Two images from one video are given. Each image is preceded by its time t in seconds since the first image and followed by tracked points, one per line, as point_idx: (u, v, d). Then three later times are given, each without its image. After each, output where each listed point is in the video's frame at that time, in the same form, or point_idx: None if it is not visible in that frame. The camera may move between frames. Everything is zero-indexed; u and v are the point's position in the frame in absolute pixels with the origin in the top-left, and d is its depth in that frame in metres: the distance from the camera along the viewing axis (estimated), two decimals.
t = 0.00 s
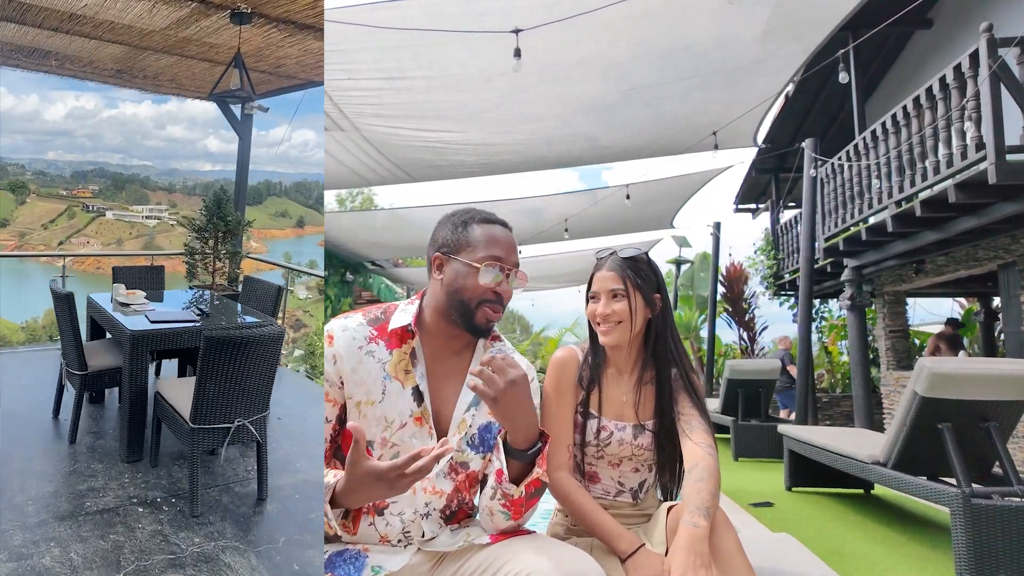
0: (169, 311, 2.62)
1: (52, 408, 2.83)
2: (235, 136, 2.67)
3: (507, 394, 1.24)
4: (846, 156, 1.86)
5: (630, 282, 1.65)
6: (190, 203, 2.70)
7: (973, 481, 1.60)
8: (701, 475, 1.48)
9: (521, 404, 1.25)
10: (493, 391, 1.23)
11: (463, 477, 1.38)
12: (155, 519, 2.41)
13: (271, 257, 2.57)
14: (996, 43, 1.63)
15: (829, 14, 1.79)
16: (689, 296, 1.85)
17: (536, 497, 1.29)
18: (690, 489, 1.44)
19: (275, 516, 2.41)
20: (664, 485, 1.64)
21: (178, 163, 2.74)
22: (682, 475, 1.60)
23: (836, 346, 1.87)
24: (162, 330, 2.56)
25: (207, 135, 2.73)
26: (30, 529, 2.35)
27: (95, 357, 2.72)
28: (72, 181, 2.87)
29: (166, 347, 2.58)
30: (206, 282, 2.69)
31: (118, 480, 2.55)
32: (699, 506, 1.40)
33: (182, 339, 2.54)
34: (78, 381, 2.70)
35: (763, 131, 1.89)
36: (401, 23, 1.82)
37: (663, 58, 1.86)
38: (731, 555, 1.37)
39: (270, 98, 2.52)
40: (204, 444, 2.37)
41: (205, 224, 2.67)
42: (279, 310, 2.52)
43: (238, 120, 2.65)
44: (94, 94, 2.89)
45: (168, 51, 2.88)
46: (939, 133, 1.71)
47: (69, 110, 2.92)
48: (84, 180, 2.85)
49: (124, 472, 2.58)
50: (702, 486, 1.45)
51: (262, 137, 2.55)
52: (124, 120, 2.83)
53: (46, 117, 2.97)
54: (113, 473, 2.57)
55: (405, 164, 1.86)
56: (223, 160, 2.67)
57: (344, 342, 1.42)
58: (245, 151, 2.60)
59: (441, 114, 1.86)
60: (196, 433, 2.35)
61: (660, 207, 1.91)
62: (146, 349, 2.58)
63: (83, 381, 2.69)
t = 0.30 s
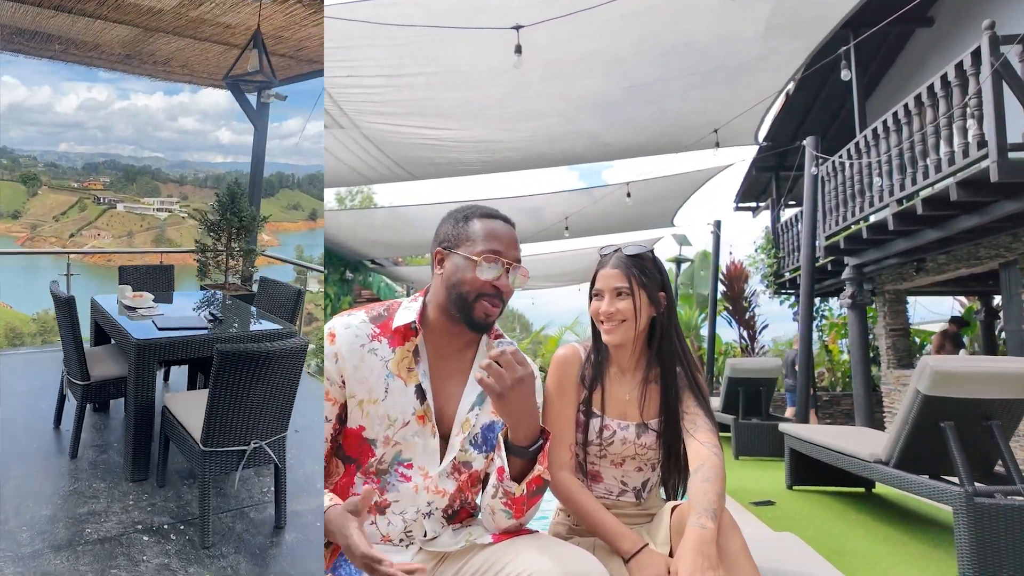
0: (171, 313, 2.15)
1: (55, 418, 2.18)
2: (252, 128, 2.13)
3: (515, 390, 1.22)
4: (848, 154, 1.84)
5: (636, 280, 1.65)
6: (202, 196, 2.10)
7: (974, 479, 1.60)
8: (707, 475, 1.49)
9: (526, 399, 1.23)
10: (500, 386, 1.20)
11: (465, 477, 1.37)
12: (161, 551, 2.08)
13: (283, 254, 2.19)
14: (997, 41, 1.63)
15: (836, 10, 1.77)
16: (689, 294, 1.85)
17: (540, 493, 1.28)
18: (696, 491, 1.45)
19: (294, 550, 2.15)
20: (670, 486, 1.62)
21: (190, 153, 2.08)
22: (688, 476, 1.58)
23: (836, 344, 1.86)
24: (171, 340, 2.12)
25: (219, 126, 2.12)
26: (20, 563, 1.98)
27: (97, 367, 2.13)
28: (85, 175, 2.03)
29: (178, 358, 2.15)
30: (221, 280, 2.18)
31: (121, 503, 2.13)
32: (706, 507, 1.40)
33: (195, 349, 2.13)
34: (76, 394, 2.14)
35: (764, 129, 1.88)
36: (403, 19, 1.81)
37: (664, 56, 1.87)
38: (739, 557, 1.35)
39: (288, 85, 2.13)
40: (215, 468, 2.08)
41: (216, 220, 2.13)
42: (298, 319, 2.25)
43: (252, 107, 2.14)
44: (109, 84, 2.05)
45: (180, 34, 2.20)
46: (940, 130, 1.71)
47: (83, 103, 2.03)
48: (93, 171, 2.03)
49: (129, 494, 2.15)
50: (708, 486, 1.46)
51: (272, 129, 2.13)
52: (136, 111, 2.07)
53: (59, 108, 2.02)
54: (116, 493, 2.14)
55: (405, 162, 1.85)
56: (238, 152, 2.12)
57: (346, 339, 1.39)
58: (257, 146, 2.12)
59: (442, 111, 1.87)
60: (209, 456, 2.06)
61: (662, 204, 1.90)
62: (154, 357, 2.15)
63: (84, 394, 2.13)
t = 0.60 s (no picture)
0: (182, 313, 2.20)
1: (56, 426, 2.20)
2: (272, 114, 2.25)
3: (524, 386, 1.22)
4: (851, 151, 1.82)
5: (641, 274, 1.64)
6: (219, 184, 2.22)
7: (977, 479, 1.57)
8: (712, 475, 1.46)
9: (537, 395, 1.24)
10: (514, 383, 1.21)
11: (471, 476, 1.34)
12: None
13: (300, 241, 2.31)
14: (1000, 38, 1.60)
15: (836, 8, 1.77)
16: (689, 294, 1.85)
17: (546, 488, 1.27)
18: (702, 489, 1.42)
19: None
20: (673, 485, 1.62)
21: (205, 143, 2.20)
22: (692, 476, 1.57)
23: (836, 344, 1.86)
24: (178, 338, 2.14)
25: (236, 114, 2.24)
26: None
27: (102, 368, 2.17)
28: (100, 166, 2.11)
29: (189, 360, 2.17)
30: (240, 272, 2.28)
31: (126, 520, 2.14)
32: (712, 508, 1.36)
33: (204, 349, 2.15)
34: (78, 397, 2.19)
35: (765, 127, 1.89)
36: (402, 17, 1.79)
37: (665, 56, 1.86)
38: (744, 554, 1.33)
39: (308, 60, 2.29)
40: (230, 487, 2.04)
41: (232, 207, 2.24)
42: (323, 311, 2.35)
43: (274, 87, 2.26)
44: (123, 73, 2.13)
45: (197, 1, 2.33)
46: (942, 129, 1.67)
47: (99, 92, 2.11)
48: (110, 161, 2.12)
49: (135, 510, 2.17)
50: (714, 485, 1.43)
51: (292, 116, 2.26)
52: (152, 101, 2.16)
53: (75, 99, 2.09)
54: (120, 512, 2.15)
55: (404, 161, 1.85)
56: (255, 141, 2.24)
57: (354, 336, 1.37)
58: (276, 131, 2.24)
59: (442, 108, 1.87)
60: (224, 473, 2.02)
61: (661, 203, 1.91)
62: (162, 363, 2.19)
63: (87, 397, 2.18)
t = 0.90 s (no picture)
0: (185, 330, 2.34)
1: (57, 441, 2.51)
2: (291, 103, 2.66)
3: (519, 376, 1.23)
4: (851, 148, 1.82)
5: (640, 267, 1.63)
6: (234, 175, 2.71)
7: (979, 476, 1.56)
8: (713, 470, 1.43)
9: (531, 386, 1.24)
10: (505, 373, 1.23)
11: (471, 472, 1.32)
12: None
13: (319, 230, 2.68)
14: (1001, 34, 1.56)
15: (837, 3, 1.78)
16: (689, 291, 1.84)
17: (546, 480, 1.24)
18: (704, 484, 1.39)
19: None
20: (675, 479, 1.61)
21: (222, 133, 2.70)
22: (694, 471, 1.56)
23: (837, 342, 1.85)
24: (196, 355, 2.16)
25: (252, 104, 2.68)
26: None
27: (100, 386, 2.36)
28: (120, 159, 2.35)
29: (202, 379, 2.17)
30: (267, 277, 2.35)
31: (127, 561, 2.08)
32: (714, 504, 1.34)
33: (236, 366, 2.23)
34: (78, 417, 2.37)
35: (765, 124, 1.91)
36: (404, 11, 1.80)
37: (667, 51, 1.87)
38: (747, 550, 1.32)
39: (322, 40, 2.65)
40: (249, 532, 1.93)
41: (252, 202, 2.71)
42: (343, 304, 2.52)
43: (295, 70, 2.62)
44: (139, 62, 2.58)
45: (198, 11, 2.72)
46: (943, 125, 1.65)
47: (114, 83, 2.57)
48: (126, 153, 2.63)
49: (137, 547, 2.14)
50: (716, 481, 1.39)
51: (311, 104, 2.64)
52: (167, 90, 2.63)
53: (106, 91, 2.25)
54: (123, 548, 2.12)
55: (405, 157, 1.84)
56: (271, 131, 2.68)
57: (354, 330, 1.35)
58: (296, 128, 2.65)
59: (444, 104, 1.86)
60: (241, 519, 1.91)
61: (661, 200, 1.91)
62: (165, 382, 2.12)
63: (84, 420, 2.35)
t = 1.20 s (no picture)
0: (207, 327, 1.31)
1: (55, 448, 1.20)
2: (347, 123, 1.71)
3: (516, 364, 1.17)
4: (851, 145, 1.82)
5: (638, 261, 1.61)
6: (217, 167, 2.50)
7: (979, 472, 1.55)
8: (712, 463, 1.41)
9: (529, 375, 1.19)
10: (505, 364, 1.16)
11: (471, 465, 1.26)
12: None
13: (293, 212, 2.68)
14: (1003, 30, 1.52)
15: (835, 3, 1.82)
16: (689, 288, 1.82)
17: (546, 472, 1.21)
18: (704, 478, 1.37)
19: None
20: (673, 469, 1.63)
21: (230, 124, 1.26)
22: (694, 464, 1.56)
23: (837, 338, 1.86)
24: (222, 363, 1.28)
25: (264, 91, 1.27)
26: None
27: (104, 395, 1.27)
28: (122, 145, 1.16)
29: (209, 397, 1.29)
30: (270, 266, 1.33)
31: None
32: (712, 496, 1.33)
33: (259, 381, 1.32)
34: (75, 431, 1.23)
35: (766, 120, 1.93)
36: (404, 5, 1.80)
37: (667, 51, 1.91)
38: (748, 542, 1.31)
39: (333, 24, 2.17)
40: None
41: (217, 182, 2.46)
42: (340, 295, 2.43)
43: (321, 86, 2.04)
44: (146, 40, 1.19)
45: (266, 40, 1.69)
46: (944, 121, 1.65)
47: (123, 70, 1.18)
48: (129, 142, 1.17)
49: None
50: (715, 474, 1.37)
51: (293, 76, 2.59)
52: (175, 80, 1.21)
53: (96, 78, 1.15)
54: None
55: (406, 153, 1.82)
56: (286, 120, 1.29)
57: (354, 319, 1.24)
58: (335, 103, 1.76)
59: (444, 99, 1.87)
60: (264, 568, 1.26)
61: (661, 197, 1.92)
62: (180, 396, 1.27)
63: (86, 436, 1.23)
